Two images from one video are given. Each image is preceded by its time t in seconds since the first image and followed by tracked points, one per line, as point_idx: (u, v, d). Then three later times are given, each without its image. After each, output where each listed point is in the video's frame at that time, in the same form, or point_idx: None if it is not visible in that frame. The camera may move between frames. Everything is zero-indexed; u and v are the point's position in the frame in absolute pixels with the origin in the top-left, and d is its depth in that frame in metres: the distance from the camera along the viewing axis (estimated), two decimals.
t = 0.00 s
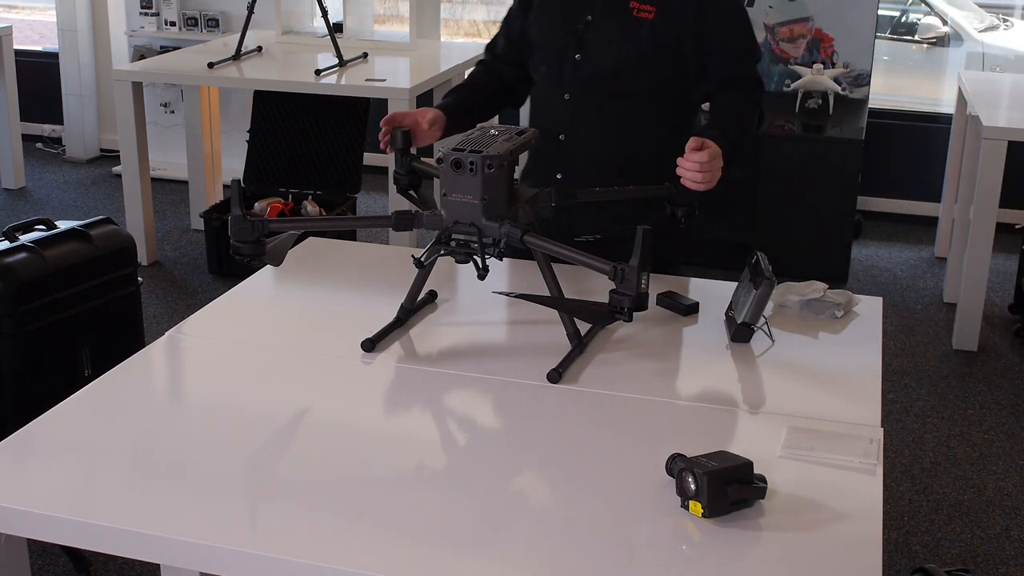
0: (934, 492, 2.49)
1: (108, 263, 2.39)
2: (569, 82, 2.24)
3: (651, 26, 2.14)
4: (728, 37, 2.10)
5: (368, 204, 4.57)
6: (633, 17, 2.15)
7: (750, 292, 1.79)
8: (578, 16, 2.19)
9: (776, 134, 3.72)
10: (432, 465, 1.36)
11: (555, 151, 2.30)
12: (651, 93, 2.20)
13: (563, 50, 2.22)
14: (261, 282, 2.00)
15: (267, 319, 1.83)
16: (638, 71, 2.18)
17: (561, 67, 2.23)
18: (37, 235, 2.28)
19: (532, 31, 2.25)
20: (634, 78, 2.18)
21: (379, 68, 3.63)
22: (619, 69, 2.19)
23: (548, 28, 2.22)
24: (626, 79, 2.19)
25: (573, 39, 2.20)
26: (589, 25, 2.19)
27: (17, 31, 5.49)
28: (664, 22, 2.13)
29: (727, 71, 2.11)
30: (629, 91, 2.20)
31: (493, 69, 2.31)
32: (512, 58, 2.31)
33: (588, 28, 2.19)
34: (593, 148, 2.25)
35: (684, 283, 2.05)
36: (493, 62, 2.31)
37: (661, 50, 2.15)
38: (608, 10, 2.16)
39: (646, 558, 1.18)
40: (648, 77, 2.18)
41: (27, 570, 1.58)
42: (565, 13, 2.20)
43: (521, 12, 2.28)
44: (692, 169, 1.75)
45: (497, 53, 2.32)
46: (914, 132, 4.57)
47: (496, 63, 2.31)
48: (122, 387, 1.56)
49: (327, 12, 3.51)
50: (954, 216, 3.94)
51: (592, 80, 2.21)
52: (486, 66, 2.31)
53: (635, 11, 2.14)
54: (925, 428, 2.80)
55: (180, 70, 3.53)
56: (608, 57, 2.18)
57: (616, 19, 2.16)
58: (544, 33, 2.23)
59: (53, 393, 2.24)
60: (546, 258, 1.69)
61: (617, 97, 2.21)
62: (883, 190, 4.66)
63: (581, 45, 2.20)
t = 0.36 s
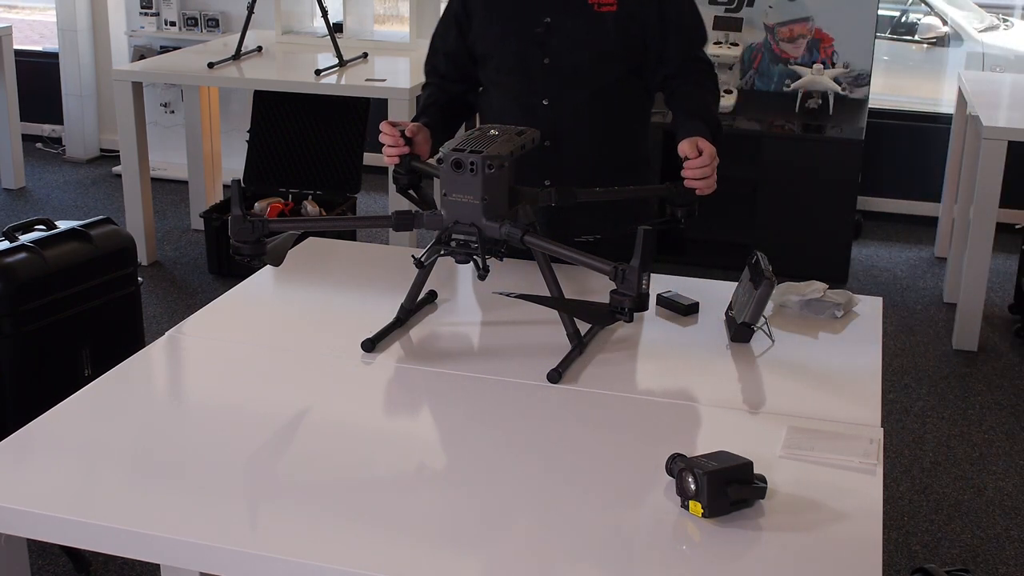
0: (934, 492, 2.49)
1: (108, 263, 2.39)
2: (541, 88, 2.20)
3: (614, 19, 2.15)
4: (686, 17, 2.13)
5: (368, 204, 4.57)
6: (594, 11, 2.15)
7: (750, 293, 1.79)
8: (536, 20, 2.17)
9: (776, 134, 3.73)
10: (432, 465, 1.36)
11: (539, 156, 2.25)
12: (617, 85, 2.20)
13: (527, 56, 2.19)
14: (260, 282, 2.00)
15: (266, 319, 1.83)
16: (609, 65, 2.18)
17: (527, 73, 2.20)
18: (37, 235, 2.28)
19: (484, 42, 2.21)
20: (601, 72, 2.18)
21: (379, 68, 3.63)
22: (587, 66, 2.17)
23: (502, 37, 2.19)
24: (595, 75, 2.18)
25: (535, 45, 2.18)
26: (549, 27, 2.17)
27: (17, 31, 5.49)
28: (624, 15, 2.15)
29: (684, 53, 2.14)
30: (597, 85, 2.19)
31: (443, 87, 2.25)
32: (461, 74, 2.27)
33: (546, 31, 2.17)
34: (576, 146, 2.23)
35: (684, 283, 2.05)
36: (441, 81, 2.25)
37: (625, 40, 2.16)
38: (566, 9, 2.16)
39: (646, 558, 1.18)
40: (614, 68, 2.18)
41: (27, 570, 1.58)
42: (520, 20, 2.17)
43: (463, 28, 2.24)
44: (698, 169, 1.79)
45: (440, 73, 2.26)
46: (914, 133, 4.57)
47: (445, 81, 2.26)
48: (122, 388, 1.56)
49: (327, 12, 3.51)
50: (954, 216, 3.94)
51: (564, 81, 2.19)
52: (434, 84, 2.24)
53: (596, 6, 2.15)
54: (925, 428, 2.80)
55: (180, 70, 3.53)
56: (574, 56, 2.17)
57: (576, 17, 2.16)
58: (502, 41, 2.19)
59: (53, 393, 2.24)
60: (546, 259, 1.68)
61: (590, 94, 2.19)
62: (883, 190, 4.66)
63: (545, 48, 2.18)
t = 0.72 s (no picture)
0: (934, 492, 2.49)
1: (108, 263, 2.39)
2: (515, 88, 2.18)
3: (584, 14, 2.13)
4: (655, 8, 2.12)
5: (368, 204, 4.57)
6: (563, 8, 2.13)
7: (751, 293, 1.78)
8: (506, 21, 2.15)
9: (776, 133, 3.72)
10: (431, 465, 1.36)
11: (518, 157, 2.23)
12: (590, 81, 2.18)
13: (501, 57, 2.17)
14: (260, 282, 2.00)
15: (266, 319, 1.82)
16: (582, 61, 2.16)
17: (501, 74, 2.18)
18: (37, 235, 2.28)
19: (456, 45, 2.19)
20: (574, 69, 2.16)
21: (379, 68, 3.64)
22: (559, 64, 2.16)
23: (474, 40, 2.17)
24: (568, 72, 2.16)
25: (508, 45, 2.17)
26: (520, 27, 2.15)
27: (17, 31, 5.50)
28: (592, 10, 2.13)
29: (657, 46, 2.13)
30: (569, 81, 2.17)
31: (418, 92, 2.21)
32: (432, 78, 2.23)
33: (518, 31, 2.15)
34: (554, 144, 2.21)
35: (683, 283, 2.05)
36: (412, 86, 2.21)
37: (596, 35, 2.14)
38: (535, 8, 2.14)
39: (647, 558, 1.18)
40: (586, 64, 2.16)
41: (26, 570, 1.58)
42: (491, 22, 2.15)
43: (433, 33, 2.21)
44: (695, 174, 1.75)
45: (412, 78, 2.22)
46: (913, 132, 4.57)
47: (420, 87, 2.21)
48: (121, 387, 1.56)
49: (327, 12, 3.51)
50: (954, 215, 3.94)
51: (539, 80, 2.17)
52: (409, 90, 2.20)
53: (565, 3, 2.13)
54: (925, 427, 2.80)
55: (180, 70, 3.53)
56: (546, 54, 2.15)
57: (546, 15, 2.14)
58: (474, 44, 2.17)
59: (53, 393, 2.24)
60: (546, 258, 1.68)
61: (566, 91, 2.17)
62: (883, 190, 4.66)
63: (518, 48, 2.16)
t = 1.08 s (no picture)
0: (934, 492, 2.49)
1: (108, 263, 2.39)
2: (513, 89, 2.17)
3: (584, 18, 2.13)
4: (655, 12, 2.12)
5: (367, 204, 4.57)
6: (563, 11, 2.13)
7: (751, 292, 1.78)
8: (506, 22, 2.15)
9: (775, 133, 3.72)
10: (431, 466, 1.36)
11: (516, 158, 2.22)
12: (588, 85, 2.18)
13: (499, 58, 2.16)
14: (258, 283, 2.00)
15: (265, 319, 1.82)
16: (581, 64, 2.15)
17: (500, 76, 2.17)
18: (37, 235, 2.28)
19: (455, 46, 2.18)
20: (572, 71, 2.15)
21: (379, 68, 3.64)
22: (557, 66, 2.15)
23: (472, 41, 2.16)
24: (566, 74, 2.16)
25: (506, 47, 2.16)
26: (519, 29, 2.15)
27: (17, 31, 5.50)
28: (592, 13, 2.13)
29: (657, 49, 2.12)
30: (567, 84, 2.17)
31: (416, 92, 2.20)
32: (430, 79, 2.23)
33: (518, 33, 2.15)
34: (551, 146, 2.20)
35: (683, 283, 2.05)
36: (410, 86, 2.20)
37: (596, 38, 2.14)
38: (535, 10, 2.14)
39: (647, 558, 1.18)
40: (584, 68, 2.16)
41: (26, 570, 1.58)
42: (490, 23, 2.15)
43: (432, 34, 2.21)
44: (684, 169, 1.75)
45: (411, 79, 2.22)
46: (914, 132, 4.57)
47: (419, 88, 2.21)
48: (121, 387, 1.56)
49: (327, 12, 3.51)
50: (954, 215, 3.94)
51: (537, 82, 2.17)
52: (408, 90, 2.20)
53: (566, 6, 2.13)
54: (925, 427, 2.80)
55: (180, 70, 3.53)
56: (545, 57, 2.15)
57: (546, 18, 2.14)
58: (473, 45, 2.16)
59: (53, 392, 2.24)
60: (542, 259, 1.68)
61: (564, 93, 2.17)
62: (884, 190, 4.66)
63: (517, 50, 2.16)
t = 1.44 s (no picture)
0: (933, 492, 2.49)
1: (108, 263, 2.39)
2: (523, 95, 2.14)
3: (599, 28, 2.09)
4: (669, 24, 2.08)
5: (367, 204, 4.57)
6: (578, 19, 2.09)
7: (751, 292, 1.79)
8: (519, 26, 2.11)
9: (775, 134, 3.72)
10: (431, 466, 1.36)
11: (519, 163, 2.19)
12: (598, 94, 2.14)
13: (510, 62, 2.12)
14: (258, 283, 2.00)
15: (266, 319, 1.83)
16: (592, 74, 2.12)
17: (509, 80, 2.13)
18: (37, 235, 2.28)
19: (466, 46, 2.15)
20: (583, 80, 2.12)
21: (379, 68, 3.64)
22: (568, 75, 2.12)
23: (483, 43, 2.13)
24: (578, 82, 2.12)
25: (518, 51, 2.12)
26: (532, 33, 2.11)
27: (17, 31, 5.50)
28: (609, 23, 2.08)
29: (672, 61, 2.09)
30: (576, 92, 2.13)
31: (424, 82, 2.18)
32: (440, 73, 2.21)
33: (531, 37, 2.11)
34: (557, 154, 2.16)
35: (683, 283, 2.05)
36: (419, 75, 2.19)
37: (609, 47, 2.10)
38: (550, 16, 2.10)
39: (647, 558, 1.18)
40: (596, 78, 2.12)
41: (26, 570, 1.58)
42: (503, 26, 2.11)
43: (442, 30, 2.19)
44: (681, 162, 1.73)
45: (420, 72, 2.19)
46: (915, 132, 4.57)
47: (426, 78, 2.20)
48: (120, 387, 1.56)
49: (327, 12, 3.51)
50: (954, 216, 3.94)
51: (547, 89, 2.13)
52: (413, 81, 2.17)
53: (581, 13, 2.08)
54: (925, 428, 2.80)
55: (180, 70, 3.53)
56: (557, 64, 2.11)
57: (560, 24, 2.09)
58: (484, 46, 2.13)
59: (53, 392, 2.24)
60: (542, 259, 1.68)
61: (574, 101, 2.13)
62: (884, 190, 4.66)
63: (528, 54, 2.12)
